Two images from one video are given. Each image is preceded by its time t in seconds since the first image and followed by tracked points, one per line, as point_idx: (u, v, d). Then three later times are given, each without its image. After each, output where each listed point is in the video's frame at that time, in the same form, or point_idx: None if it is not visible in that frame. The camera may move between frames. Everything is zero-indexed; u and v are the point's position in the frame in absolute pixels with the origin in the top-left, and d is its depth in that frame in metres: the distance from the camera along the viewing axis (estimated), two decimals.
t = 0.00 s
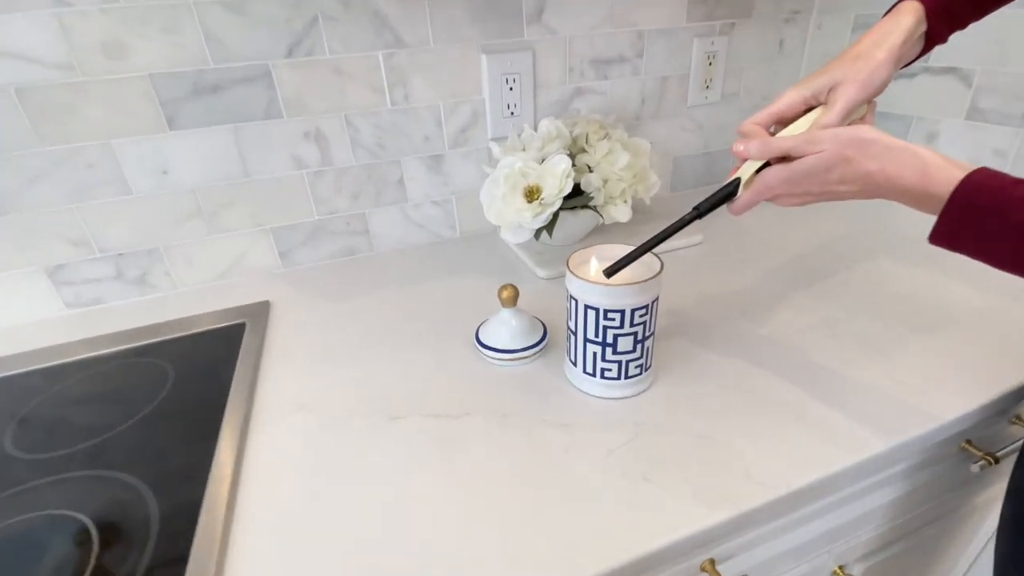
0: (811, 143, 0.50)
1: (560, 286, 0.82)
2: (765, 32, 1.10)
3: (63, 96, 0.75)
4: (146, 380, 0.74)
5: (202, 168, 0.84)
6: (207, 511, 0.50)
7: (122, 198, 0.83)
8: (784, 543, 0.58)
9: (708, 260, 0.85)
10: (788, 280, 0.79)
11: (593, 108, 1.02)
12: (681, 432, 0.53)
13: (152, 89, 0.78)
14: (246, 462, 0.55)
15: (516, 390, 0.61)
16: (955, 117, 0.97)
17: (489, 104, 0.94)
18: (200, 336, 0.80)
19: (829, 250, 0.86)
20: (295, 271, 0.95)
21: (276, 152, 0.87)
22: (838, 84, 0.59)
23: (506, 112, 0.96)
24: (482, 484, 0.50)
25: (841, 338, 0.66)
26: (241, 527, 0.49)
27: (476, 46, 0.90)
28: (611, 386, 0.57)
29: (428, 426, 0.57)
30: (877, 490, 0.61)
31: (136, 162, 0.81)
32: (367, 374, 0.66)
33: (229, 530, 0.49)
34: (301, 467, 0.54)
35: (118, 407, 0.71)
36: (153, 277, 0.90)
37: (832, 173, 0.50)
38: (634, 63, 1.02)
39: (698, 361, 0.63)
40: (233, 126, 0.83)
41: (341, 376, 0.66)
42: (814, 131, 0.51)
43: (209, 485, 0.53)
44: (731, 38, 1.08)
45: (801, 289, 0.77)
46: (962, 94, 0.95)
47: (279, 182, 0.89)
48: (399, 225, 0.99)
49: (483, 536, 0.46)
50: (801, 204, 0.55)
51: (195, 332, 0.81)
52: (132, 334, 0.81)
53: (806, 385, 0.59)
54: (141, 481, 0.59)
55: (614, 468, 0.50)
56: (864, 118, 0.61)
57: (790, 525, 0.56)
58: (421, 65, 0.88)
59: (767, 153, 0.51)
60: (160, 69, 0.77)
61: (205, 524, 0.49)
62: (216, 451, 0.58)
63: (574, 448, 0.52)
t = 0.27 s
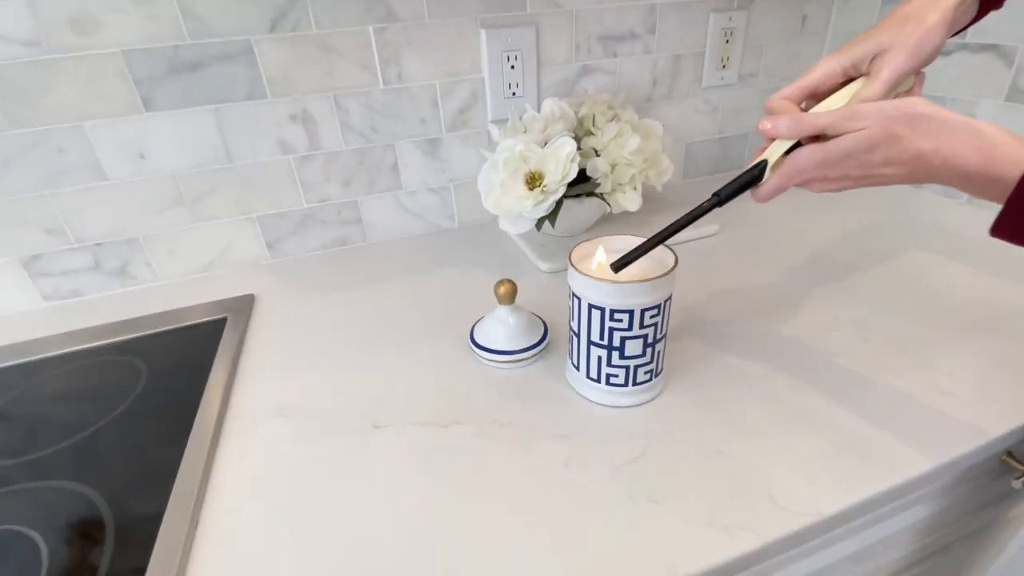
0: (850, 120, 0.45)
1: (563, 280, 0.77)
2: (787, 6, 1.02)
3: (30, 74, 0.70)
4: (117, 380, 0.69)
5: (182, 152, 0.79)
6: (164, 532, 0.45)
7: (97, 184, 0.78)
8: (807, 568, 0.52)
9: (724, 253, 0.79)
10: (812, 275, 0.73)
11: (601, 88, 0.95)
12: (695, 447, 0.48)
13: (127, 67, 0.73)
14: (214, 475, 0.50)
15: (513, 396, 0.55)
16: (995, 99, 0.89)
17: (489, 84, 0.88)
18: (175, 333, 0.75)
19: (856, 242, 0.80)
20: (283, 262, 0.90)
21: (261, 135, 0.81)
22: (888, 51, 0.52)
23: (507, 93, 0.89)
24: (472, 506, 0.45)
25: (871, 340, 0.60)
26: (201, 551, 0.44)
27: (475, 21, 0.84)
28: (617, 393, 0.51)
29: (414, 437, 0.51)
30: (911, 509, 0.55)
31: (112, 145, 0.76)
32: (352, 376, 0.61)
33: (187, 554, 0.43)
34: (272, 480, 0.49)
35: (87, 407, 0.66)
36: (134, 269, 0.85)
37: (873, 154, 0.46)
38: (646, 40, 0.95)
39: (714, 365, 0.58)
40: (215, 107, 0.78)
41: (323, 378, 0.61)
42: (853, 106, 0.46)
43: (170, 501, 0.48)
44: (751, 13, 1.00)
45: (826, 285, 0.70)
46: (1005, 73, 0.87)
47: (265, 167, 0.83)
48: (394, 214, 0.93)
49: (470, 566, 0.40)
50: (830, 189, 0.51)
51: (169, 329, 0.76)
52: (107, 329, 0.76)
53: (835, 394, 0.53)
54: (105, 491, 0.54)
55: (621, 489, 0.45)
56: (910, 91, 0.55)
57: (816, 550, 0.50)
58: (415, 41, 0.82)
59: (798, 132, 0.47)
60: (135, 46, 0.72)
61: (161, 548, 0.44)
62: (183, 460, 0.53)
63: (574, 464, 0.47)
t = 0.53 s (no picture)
0: (883, 98, 0.41)
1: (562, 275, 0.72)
2: None
3: None
4: (89, 381, 0.65)
5: (162, 137, 0.74)
6: (116, 559, 0.41)
7: (71, 171, 0.72)
8: None
9: (734, 247, 0.74)
10: (828, 271, 0.68)
11: (605, 71, 0.90)
12: (702, 463, 0.43)
13: (100, 46, 0.67)
14: (180, 487, 0.46)
15: (504, 401, 0.51)
16: None
17: (485, 66, 0.83)
18: (149, 330, 0.71)
19: (874, 235, 0.75)
20: (271, 253, 0.86)
21: (245, 120, 0.76)
22: (925, 22, 0.48)
23: (505, 75, 0.84)
24: (456, 524, 0.41)
25: (893, 343, 0.56)
26: None
27: None
28: (616, 400, 0.47)
29: (396, 445, 0.48)
30: (936, 528, 0.51)
31: (86, 130, 0.71)
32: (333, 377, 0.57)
33: None
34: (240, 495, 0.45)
35: (56, 410, 0.62)
36: (115, 260, 0.80)
37: (908, 136, 0.42)
38: (653, 19, 0.89)
39: (722, 370, 0.53)
40: (195, 89, 0.73)
41: (302, 378, 0.57)
42: (885, 83, 0.43)
43: (125, 521, 0.44)
44: None
45: (843, 282, 0.65)
46: None
47: (250, 154, 0.79)
48: (387, 203, 0.89)
49: None
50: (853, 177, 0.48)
51: (141, 325, 0.72)
52: (81, 326, 0.72)
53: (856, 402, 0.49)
54: (66, 504, 0.50)
55: (620, 511, 0.40)
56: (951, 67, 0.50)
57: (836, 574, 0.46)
58: (407, 19, 0.77)
59: (823, 113, 0.43)
60: (108, 23, 0.67)
61: None
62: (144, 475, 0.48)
63: (569, 481, 0.43)
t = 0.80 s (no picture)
0: (918, 88, 0.38)
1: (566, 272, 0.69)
2: None
3: None
4: (77, 376, 0.63)
5: (156, 127, 0.72)
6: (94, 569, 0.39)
7: (64, 163, 0.71)
8: None
9: (747, 244, 0.70)
10: (846, 271, 0.64)
11: (614, 58, 0.86)
12: (707, 480, 0.41)
13: (89, 33, 0.65)
14: (163, 496, 0.45)
15: (501, 407, 0.49)
16: None
17: (488, 53, 0.79)
18: (136, 327, 0.69)
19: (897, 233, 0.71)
20: (269, 247, 0.84)
21: (241, 109, 0.74)
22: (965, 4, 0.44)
23: (509, 62, 0.81)
24: (445, 540, 0.39)
25: (916, 350, 0.52)
26: None
27: None
28: (618, 409, 0.45)
29: (386, 454, 0.46)
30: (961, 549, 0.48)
31: (78, 119, 0.69)
32: (324, 378, 0.55)
33: None
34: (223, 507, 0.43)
35: (41, 406, 0.60)
36: (111, 253, 0.78)
37: (944, 130, 0.39)
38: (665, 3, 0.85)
39: (731, 377, 0.50)
40: (189, 77, 0.70)
41: (293, 379, 0.55)
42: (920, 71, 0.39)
43: (103, 533, 0.42)
44: None
45: (862, 283, 0.62)
46: None
47: (247, 145, 0.76)
48: (387, 196, 0.86)
49: None
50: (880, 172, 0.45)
51: (128, 322, 0.70)
52: (72, 321, 0.70)
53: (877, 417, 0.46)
54: (48, 508, 0.48)
55: (618, 532, 0.38)
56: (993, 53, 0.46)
57: None
58: (407, 3, 0.74)
59: (851, 106, 0.39)
60: (97, 9, 0.64)
61: None
62: (125, 482, 0.46)
63: (566, 497, 0.40)
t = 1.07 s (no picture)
0: (962, 77, 0.35)
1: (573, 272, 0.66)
2: None
3: None
4: (74, 372, 0.62)
5: (156, 120, 0.70)
6: None
7: (64, 155, 0.70)
8: None
9: (766, 245, 0.67)
10: (873, 274, 0.60)
11: (629, 47, 0.82)
12: (719, 501, 0.38)
13: (87, 22, 0.63)
14: (150, 503, 0.43)
15: (503, 415, 0.46)
16: None
17: (497, 42, 0.76)
18: (133, 324, 0.68)
19: (928, 233, 0.66)
20: (272, 243, 0.82)
21: (242, 101, 0.72)
22: None
23: (518, 52, 0.78)
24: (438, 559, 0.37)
25: (949, 362, 0.49)
26: None
27: None
28: (625, 423, 0.42)
29: (380, 463, 0.43)
30: None
31: (78, 111, 0.68)
32: (321, 380, 0.53)
33: None
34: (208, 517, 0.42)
35: (33, 403, 0.59)
36: (113, 247, 0.77)
37: (988, 122, 0.37)
38: None
39: (747, 388, 0.47)
40: (189, 68, 0.69)
41: (289, 382, 0.53)
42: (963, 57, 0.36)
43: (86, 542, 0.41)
44: None
45: (891, 287, 0.58)
46: None
47: (248, 138, 0.75)
48: (392, 191, 0.84)
49: None
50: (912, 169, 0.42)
51: (125, 319, 0.68)
52: (70, 317, 0.69)
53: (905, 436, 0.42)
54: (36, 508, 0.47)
55: (622, 557, 0.35)
56: None
57: None
58: None
59: (886, 96, 0.37)
60: None
61: None
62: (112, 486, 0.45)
63: (567, 516, 0.38)
